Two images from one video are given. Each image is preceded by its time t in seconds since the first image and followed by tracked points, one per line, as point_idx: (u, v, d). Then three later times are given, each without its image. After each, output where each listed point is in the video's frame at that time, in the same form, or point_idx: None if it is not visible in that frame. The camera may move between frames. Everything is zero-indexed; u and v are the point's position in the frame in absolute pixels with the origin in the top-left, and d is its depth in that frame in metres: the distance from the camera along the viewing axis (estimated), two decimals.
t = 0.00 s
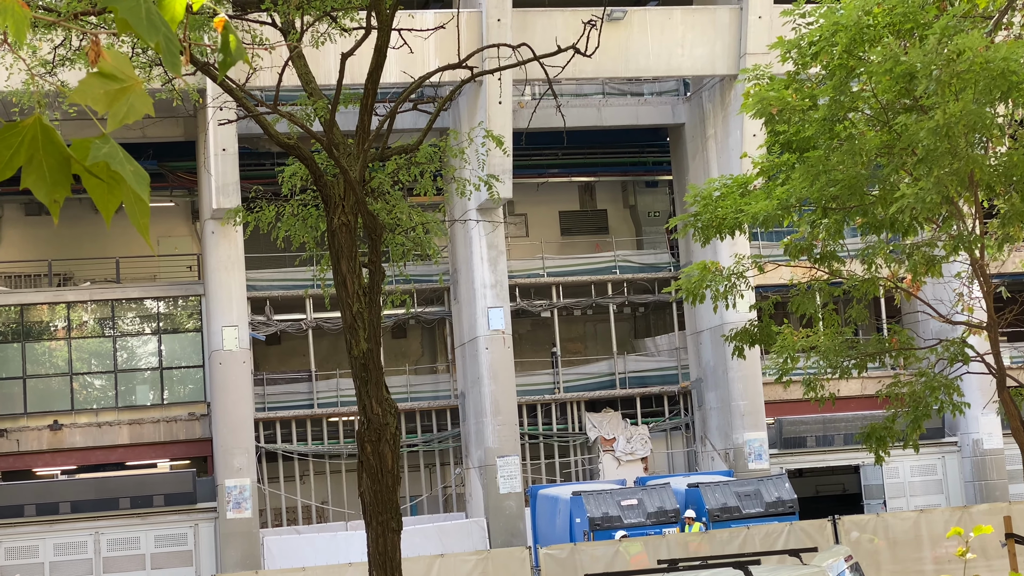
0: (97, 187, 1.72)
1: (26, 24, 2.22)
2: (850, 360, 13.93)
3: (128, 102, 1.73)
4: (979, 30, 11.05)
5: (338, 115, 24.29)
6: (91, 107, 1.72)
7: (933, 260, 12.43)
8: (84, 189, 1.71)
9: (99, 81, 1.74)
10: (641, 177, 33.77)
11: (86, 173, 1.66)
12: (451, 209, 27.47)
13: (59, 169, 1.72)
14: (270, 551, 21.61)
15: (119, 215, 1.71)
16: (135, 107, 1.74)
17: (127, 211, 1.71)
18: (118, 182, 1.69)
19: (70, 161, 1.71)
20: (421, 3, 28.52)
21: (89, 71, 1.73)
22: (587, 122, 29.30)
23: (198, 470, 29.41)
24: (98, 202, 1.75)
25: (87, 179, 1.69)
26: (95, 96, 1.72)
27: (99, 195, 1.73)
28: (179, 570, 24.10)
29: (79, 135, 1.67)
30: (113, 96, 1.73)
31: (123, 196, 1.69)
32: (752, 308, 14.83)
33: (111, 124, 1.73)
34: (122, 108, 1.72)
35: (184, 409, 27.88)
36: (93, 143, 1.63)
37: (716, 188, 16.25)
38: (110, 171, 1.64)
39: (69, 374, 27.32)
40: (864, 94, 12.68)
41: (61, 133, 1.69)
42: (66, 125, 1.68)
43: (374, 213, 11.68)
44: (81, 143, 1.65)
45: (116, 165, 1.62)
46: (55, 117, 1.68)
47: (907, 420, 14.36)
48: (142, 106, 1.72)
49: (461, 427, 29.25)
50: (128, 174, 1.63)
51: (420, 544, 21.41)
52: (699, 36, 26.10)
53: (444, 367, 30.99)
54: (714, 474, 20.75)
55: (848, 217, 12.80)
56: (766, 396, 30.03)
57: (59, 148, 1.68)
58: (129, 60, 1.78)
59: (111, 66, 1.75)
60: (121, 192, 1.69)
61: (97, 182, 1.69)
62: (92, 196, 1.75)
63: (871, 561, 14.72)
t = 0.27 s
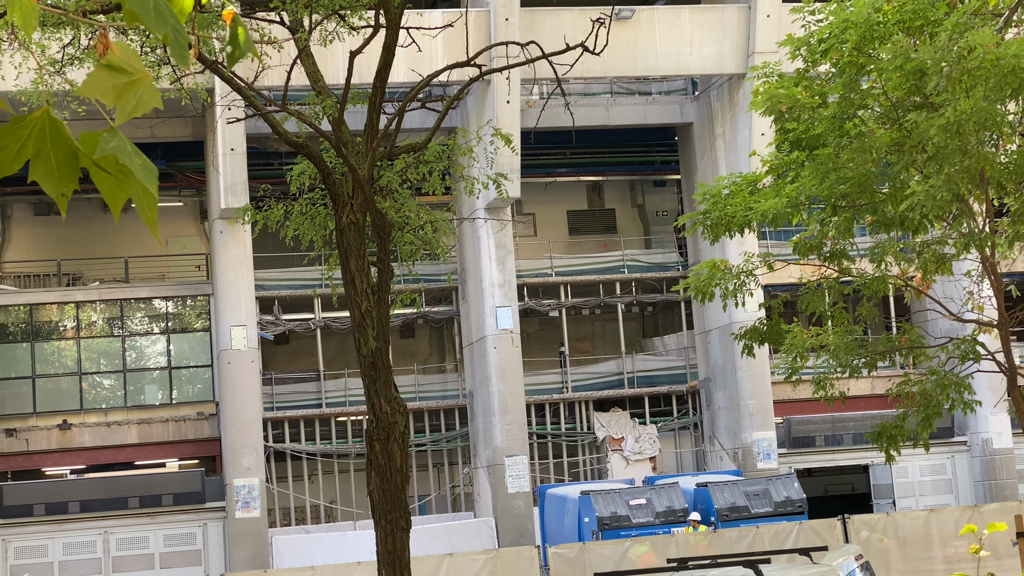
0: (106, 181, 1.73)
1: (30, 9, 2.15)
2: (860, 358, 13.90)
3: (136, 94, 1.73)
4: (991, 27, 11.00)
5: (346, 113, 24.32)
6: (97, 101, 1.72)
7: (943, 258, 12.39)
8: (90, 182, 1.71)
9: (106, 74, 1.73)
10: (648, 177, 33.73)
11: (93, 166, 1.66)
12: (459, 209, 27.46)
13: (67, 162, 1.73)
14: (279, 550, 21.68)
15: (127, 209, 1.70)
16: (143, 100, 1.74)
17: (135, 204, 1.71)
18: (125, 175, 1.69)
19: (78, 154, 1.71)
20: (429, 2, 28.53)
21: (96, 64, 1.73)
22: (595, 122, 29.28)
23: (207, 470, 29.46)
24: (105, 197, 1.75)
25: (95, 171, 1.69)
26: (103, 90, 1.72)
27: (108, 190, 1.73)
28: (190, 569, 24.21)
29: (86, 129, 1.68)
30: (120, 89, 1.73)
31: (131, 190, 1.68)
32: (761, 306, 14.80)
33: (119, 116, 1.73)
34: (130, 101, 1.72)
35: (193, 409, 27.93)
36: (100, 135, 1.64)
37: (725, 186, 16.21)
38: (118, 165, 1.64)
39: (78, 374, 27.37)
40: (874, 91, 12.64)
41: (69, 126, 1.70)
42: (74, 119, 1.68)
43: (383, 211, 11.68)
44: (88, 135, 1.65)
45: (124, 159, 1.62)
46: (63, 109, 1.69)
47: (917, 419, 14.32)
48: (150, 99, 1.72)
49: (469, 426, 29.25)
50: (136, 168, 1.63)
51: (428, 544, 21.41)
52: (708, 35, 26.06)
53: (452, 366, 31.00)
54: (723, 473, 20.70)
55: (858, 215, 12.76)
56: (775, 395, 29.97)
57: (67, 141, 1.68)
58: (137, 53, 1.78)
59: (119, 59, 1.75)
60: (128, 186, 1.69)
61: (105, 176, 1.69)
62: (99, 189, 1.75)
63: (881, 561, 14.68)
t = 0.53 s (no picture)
0: (107, 170, 1.68)
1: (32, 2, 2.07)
2: (872, 355, 13.83)
3: (138, 82, 1.69)
4: (1004, 21, 10.94)
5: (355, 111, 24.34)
6: (99, 87, 1.68)
7: (955, 254, 12.32)
8: (91, 173, 1.67)
9: (105, 61, 1.69)
10: (659, 175, 33.67)
11: (90, 156, 1.62)
12: (469, 207, 27.45)
13: (69, 151, 1.70)
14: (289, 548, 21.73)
15: (126, 198, 1.67)
16: (145, 88, 1.70)
17: (136, 195, 1.66)
18: (125, 166, 1.65)
19: (80, 143, 1.68)
20: (438, 1, 28.53)
21: (96, 51, 1.70)
22: (605, 120, 29.23)
23: (217, 469, 29.51)
24: (107, 188, 1.71)
25: (95, 160, 1.65)
26: (103, 74, 1.68)
27: (109, 179, 1.69)
28: (200, 567, 24.33)
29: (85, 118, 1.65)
30: (121, 77, 1.69)
31: (132, 180, 1.65)
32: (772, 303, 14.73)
33: (122, 106, 1.70)
34: (131, 90, 1.68)
35: (204, 408, 28.00)
36: (100, 124, 1.61)
37: (736, 182, 16.15)
38: (118, 155, 1.61)
39: (89, 373, 27.45)
40: (886, 86, 12.58)
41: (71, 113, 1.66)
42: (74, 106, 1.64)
43: (392, 208, 11.69)
44: (90, 124, 1.62)
45: (125, 148, 1.59)
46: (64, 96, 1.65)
47: (930, 416, 14.24)
48: (153, 86, 1.68)
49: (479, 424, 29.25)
50: (137, 156, 1.60)
51: (438, 542, 21.40)
52: (718, 32, 25.99)
53: (463, 365, 31.00)
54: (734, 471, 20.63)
55: (869, 210, 12.71)
56: (786, 393, 29.89)
57: (70, 130, 1.65)
58: (141, 39, 1.74)
59: (120, 44, 1.72)
60: (129, 176, 1.65)
61: (106, 165, 1.65)
62: (100, 179, 1.71)
63: (893, 559, 14.63)
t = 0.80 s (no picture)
0: (100, 166, 1.66)
1: None
2: (884, 354, 13.76)
3: (133, 76, 1.68)
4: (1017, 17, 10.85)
5: (364, 109, 24.36)
6: (95, 80, 1.67)
7: (969, 252, 12.23)
8: (86, 169, 1.65)
9: (101, 54, 1.68)
10: (670, 173, 33.60)
11: (86, 151, 1.60)
12: (480, 205, 27.43)
13: (62, 148, 1.68)
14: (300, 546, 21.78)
15: (120, 195, 1.65)
16: (140, 83, 1.69)
17: (130, 191, 1.65)
18: (120, 161, 1.64)
19: (73, 140, 1.66)
20: None
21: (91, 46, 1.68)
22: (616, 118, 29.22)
23: (229, 467, 29.58)
24: (102, 185, 1.70)
25: (88, 158, 1.63)
26: (99, 70, 1.67)
27: (102, 176, 1.68)
28: (212, 566, 24.39)
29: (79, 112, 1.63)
30: (118, 71, 1.69)
31: (126, 176, 1.63)
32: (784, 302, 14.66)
33: (116, 100, 1.69)
34: (127, 84, 1.67)
35: (215, 407, 28.07)
36: (94, 118, 1.60)
37: (747, 180, 16.08)
38: (113, 151, 1.60)
39: (101, 371, 27.55)
40: (898, 83, 12.51)
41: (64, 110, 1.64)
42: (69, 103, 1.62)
43: (402, 206, 11.67)
44: (80, 119, 1.60)
45: (119, 143, 1.58)
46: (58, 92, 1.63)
47: (943, 415, 14.17)
48: (149, 80, 1.67)
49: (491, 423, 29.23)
50: (132, 152, 1.59)
51: (449, 541, 21.39)
52: (730, 29, 25.89)
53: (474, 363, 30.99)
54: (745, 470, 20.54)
55: (882, 208, 12.64)
56: (798, 392, 29.80)
57: (62, 126, 1.63)
58: (135, 34, 1.74)
59: (114, 39, 1.71)
60: (124, 173, 1.64)
61: (99, 162, 1.63)
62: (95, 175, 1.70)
63: (906, 559, 14.56)
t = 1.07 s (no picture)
0: (94, 162, 1.61)
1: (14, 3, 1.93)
2: (897, 352, 13.67)
3: (126, 69, 1.61)
4: None
5: (374, 106, 24.36)
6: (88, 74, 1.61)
7: (982, 250, 12.13)
8: (79, 164, 1.60)
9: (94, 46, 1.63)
10: (682, 171, 33.51)
11: (79, 148, 1.55)
12: (491, 203, 27.40)
13: (56, 142, 1.62)
14: (312, 545, 21.79)
15: (115, 191, 1.59)
16: (135, 74, 1.62)
17: (122, 186, 1.59)
18: (114, 157, 1.59)
19: (67, 133, 1.59)
20: None
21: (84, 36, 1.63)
22: (628, 115, 29.25)
23: (241, 466, 29.66)
24: (97, 182, 1.65)
25: (82, 152, 1.58)
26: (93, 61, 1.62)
27: (96, 170, 1.62)
28: (223, 565, 24.47)
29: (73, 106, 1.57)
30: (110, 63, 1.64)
31: (120, 170, 1.58)
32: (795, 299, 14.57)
33: (109, 94, 1.64)
34: (119, 76, 1.61)
35: (227, 405, 28.15)
36: (86, 114, 1.54)
37: (758, 177, 16.00)
38: (106, 145, 1.55)
39: (113, 369, 27.65)
40: (911, 79, 12.42)
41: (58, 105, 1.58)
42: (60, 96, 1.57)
43: (411, 205, 11.65)
44: (74, 113, 1.55)
45: (112, 136, 1.53)
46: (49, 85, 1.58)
47: (956, 414, 14.05)
48: (141, 73, 1.60)
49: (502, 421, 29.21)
50: (124, 145, 1.54)
51: (460, 539, 21.39)
52: (742, 26, 25.77)
53: (485, 362, 30.98)
54: (757, 468, 20.48)
55: (894, 205, 12.56)
56: (811, 390, 29.69)
57: (54, 121, 1.57)
58: (130, 26, 1.69)
59: (107, 29, 1.66)
60: (118, 168, 1.59)
61: (92, 157, 1.58)
62: (90, 173, 1.64)
63: (919, 558, 14.46)
